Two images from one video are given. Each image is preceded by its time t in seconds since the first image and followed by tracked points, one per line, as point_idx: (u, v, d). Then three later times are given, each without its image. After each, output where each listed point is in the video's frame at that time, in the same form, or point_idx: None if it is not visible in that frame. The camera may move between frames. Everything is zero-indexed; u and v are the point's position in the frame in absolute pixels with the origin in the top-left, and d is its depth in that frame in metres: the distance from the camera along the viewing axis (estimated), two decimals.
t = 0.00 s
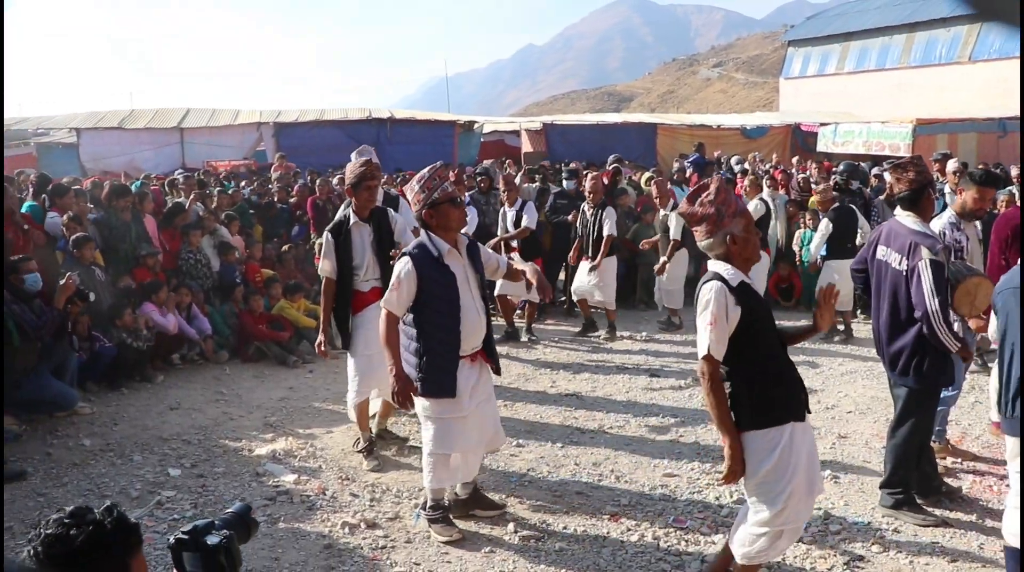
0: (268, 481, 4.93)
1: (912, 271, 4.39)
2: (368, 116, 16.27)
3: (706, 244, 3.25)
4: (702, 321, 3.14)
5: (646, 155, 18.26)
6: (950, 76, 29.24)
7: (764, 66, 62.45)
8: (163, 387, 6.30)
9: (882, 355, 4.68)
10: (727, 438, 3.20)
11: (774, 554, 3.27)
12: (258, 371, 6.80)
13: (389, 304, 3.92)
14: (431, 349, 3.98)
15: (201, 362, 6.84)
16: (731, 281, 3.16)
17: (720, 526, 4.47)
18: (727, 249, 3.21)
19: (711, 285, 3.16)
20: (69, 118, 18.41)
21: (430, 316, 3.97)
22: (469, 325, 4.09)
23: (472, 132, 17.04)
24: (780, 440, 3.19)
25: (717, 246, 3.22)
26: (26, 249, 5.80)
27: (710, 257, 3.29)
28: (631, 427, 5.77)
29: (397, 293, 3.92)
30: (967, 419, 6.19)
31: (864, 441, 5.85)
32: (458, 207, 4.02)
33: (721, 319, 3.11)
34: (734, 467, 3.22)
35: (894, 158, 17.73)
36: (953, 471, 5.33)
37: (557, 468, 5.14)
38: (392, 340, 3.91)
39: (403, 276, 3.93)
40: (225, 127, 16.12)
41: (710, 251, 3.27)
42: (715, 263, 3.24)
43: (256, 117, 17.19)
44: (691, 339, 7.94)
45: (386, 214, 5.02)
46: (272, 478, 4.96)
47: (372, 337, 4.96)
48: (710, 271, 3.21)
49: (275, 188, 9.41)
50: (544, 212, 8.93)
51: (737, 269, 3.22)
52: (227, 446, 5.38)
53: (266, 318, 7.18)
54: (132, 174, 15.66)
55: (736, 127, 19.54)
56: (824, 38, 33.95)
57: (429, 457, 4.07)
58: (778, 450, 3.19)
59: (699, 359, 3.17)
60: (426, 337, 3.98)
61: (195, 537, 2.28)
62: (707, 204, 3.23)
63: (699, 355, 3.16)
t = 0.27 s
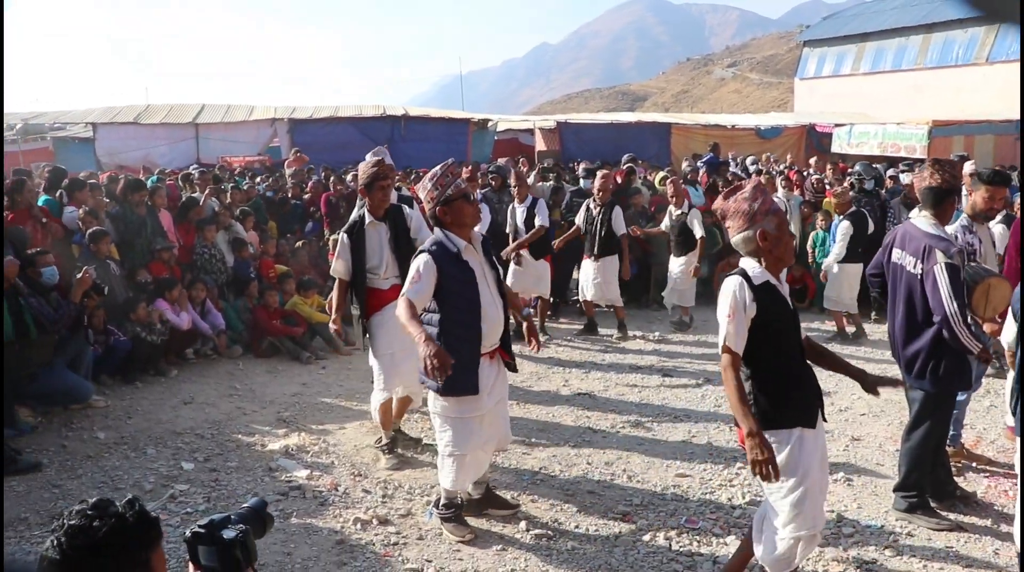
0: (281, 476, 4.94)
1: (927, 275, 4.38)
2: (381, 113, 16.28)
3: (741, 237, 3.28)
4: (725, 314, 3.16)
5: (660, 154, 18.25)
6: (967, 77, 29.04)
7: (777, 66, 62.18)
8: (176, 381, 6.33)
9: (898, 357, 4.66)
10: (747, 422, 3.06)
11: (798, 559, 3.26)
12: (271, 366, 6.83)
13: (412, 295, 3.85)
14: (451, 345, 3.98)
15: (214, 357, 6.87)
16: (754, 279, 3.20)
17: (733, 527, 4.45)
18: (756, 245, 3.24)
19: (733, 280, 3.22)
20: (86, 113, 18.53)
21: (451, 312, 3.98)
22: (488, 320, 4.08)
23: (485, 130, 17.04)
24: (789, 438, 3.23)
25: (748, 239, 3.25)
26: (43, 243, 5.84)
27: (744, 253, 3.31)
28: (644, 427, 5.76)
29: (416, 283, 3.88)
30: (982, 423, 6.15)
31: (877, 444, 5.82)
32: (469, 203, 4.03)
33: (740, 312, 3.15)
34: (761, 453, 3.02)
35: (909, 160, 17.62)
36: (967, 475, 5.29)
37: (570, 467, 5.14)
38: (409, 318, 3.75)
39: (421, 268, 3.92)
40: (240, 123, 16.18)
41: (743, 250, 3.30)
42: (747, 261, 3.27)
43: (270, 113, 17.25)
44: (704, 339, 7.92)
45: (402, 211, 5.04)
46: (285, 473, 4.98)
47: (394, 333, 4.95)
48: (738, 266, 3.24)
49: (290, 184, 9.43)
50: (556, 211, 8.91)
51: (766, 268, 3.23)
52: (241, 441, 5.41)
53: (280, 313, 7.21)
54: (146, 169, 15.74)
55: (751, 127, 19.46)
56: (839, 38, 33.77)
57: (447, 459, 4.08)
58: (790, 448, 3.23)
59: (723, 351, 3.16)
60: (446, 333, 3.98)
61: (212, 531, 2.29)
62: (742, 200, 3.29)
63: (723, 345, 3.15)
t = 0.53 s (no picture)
0: (295, 474, 4.96)
1: (947, 274, 4.34)
2: (396, 112, 16.30)
3: (766, 232, 3.29)
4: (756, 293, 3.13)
5: (674, 154, 18.17)
6: (985, 78, 28.79)
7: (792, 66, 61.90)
8: (192, 378, 6.36)
9: (915, 359, 4.63)
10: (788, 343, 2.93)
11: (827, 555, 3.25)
12: (285, 364, 6.85)
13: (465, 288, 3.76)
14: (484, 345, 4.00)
15: (229, 355, 6.90)
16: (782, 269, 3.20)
17: (749, 528, 4.43)
18: (779, 241, 3.27)
19: (760, 266, 3.21)
20: (103, 111, 18.67)
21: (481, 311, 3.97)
22: (515, 319, 4.10)
23: (500, 129, 17.04)
24: (814, 438, 3.22)
25: (774, 232, 3.27)
26: (60, 241, 5.88)
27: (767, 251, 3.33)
28: (659, 428, 5.74)
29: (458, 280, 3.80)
30: (999, 426, 6.10)
31: (893, 445, 5.78)
32: (486, 205, 4.03)
33: (770, 292, 3.11)
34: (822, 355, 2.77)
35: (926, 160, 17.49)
36: (985, 478, 5.25)
37: (584, 466, 5.14)
38: (477, 297, 3.63)
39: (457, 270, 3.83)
40: (255, 123, 16.24)
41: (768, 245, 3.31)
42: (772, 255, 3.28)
43: (285, 112, 17.31)
44: (718, 340, 7.89)
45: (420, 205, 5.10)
46: (300, 471, 4.99)
47: (415, 331, 4.96)
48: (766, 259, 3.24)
49: (305, 183, 9.46)
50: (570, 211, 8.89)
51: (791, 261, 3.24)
52: (256, 438, 5.42)
53: (295, 312, 7.23)
54: (162, 167, 15.84)
55: (766, 128, 19.37)
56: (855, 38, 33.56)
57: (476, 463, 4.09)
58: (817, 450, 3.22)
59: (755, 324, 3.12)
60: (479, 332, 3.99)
61: (228, 527, 2.30)
62: (771, 196, 3.33)
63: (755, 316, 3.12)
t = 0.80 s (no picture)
0: (309, 473, 4.97)
1: (965, 272, 4.31)
2: (409, 113, 16.32)
3: (780, 242, 3.24)
4: (794, 306, 3.03)
5: (688, 154, 18.10)
6: (1001, 77, 28.56)
7: (805, 66, 61.63)
8: (206, 377, 6.39)
9: (929, 358, 4.61)
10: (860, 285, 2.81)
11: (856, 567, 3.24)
12: (299, 364, 6.88)
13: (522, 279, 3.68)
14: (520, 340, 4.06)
15: (243, 354, 6.93)
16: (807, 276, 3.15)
17: (763, 529, 4.42)
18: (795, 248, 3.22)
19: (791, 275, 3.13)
20: (118, 111, 18.78)
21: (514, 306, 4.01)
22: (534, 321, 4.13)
23: (512, 130, 17.04)
24: (849, 453, 3.20)
25: (789, 242, 3.23)
26: (76, 241, 5.91)
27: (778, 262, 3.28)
28: (673, 428, 5.72)
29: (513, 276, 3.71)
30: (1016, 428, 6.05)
31: (908, 446, 5.75)
32: (505, 200, 4.04)
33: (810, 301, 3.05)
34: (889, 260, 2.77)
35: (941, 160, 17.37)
36: (1000, 480, 5.22)
37: (598, 466, 5.14)
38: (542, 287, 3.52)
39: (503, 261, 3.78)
40: (268, 123, 16.29)
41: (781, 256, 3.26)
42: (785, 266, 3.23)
43: (298, 112, 17.37)
44: (732, 340, 7.86)
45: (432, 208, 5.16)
46: (314, 470, 5.00)
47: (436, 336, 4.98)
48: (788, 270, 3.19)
49: (319, 183, 9.49)
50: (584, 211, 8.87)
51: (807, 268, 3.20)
52: (270, 437, 5.44)
53: (310, 311, 7.26)
54: (176, 168, 15.93)
55: (779, 128, 19.29)
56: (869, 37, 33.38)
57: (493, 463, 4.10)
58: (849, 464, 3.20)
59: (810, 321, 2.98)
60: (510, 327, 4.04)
61: (243, 526, 2.30)
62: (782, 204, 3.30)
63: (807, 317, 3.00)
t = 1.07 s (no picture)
0: (308, 472, 4.97)
1: (964, 271, 4.30)
2: (408, 114, 16.32)
3: (783, 238, 3.23)
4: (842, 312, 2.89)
5: (687, 155, 18.10)
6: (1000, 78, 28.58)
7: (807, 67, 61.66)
8: (206, 378, 6.39)
9: (928, 356, 4.60)
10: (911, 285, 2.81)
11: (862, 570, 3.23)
12: (298, 364, 6.88)
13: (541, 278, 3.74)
14: (513, 343, 3.98)
15: (242, 355, 6.92)
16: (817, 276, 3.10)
17: (761, 528, 4.42)
18: (805, 242, 3.20)
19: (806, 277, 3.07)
20: (117, 112, 18.79)
21: (510, 309, 3.92)
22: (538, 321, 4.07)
23: (512, 130, 17.04)
24: (858, 459, 3.18)
25: (795, 239, 3.21)
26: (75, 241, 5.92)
27: (781, 257, 3.28)
28: (672, 428, 5.72)
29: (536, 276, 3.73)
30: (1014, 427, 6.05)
31: (906, 445, 5.75)
32: (510, 201, 4.03)
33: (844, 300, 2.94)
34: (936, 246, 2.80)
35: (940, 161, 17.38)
36: (998, 479, 5.22)
37: (596, 466, 5.14)
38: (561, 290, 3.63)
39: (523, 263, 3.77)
40: (268, 124, 16.30)
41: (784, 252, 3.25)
42: (790, 265, 3.22)
43: (298, 113, 17.38)
44: (731, 340, 7.86)
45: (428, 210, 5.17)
46: (312, 470, 5.00)
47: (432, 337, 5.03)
48: (797, 268, 3.17)
49: (318, 183, 9.48)
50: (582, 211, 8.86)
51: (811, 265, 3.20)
52: (269, 437, 5.44)
53: (309, 311, 7.27)
54: (176, 169, 15.96)
55: (779, 128, 19.28)
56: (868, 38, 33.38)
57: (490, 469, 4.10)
58: (858, 469, 3.18)
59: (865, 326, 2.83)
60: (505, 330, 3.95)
61: (240, 524, 2.31)
62: (784, 199, 3.27)
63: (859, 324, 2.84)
